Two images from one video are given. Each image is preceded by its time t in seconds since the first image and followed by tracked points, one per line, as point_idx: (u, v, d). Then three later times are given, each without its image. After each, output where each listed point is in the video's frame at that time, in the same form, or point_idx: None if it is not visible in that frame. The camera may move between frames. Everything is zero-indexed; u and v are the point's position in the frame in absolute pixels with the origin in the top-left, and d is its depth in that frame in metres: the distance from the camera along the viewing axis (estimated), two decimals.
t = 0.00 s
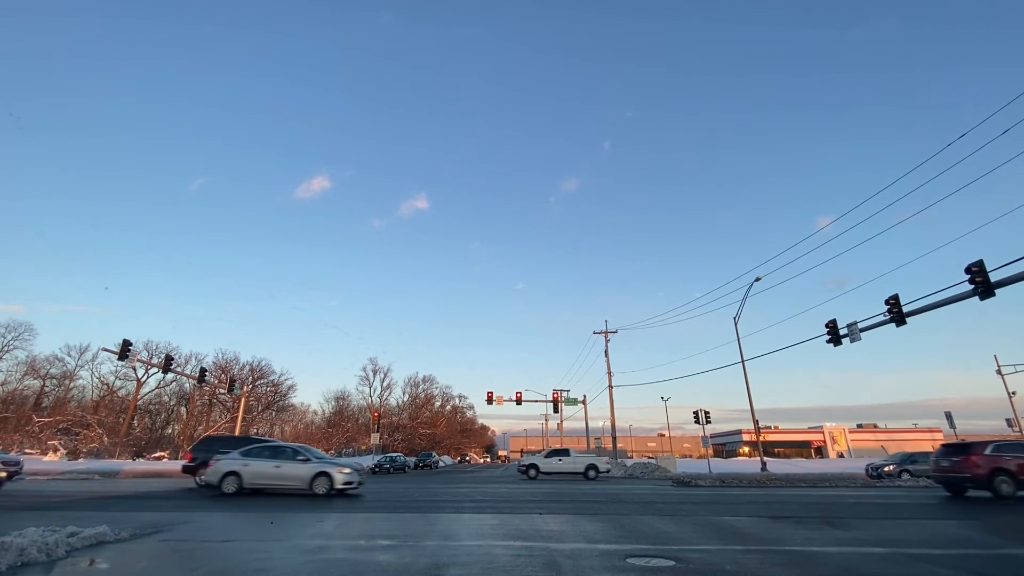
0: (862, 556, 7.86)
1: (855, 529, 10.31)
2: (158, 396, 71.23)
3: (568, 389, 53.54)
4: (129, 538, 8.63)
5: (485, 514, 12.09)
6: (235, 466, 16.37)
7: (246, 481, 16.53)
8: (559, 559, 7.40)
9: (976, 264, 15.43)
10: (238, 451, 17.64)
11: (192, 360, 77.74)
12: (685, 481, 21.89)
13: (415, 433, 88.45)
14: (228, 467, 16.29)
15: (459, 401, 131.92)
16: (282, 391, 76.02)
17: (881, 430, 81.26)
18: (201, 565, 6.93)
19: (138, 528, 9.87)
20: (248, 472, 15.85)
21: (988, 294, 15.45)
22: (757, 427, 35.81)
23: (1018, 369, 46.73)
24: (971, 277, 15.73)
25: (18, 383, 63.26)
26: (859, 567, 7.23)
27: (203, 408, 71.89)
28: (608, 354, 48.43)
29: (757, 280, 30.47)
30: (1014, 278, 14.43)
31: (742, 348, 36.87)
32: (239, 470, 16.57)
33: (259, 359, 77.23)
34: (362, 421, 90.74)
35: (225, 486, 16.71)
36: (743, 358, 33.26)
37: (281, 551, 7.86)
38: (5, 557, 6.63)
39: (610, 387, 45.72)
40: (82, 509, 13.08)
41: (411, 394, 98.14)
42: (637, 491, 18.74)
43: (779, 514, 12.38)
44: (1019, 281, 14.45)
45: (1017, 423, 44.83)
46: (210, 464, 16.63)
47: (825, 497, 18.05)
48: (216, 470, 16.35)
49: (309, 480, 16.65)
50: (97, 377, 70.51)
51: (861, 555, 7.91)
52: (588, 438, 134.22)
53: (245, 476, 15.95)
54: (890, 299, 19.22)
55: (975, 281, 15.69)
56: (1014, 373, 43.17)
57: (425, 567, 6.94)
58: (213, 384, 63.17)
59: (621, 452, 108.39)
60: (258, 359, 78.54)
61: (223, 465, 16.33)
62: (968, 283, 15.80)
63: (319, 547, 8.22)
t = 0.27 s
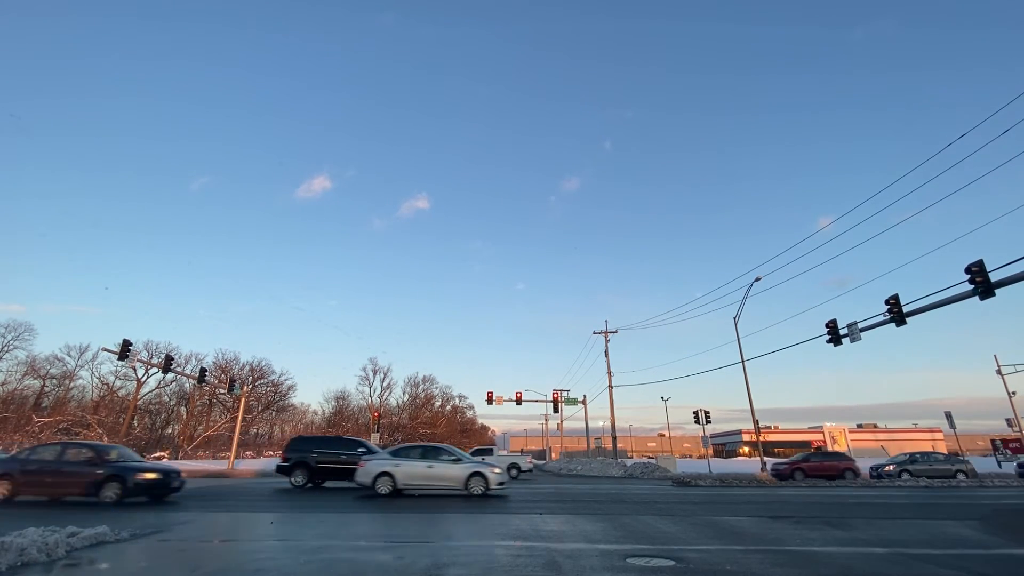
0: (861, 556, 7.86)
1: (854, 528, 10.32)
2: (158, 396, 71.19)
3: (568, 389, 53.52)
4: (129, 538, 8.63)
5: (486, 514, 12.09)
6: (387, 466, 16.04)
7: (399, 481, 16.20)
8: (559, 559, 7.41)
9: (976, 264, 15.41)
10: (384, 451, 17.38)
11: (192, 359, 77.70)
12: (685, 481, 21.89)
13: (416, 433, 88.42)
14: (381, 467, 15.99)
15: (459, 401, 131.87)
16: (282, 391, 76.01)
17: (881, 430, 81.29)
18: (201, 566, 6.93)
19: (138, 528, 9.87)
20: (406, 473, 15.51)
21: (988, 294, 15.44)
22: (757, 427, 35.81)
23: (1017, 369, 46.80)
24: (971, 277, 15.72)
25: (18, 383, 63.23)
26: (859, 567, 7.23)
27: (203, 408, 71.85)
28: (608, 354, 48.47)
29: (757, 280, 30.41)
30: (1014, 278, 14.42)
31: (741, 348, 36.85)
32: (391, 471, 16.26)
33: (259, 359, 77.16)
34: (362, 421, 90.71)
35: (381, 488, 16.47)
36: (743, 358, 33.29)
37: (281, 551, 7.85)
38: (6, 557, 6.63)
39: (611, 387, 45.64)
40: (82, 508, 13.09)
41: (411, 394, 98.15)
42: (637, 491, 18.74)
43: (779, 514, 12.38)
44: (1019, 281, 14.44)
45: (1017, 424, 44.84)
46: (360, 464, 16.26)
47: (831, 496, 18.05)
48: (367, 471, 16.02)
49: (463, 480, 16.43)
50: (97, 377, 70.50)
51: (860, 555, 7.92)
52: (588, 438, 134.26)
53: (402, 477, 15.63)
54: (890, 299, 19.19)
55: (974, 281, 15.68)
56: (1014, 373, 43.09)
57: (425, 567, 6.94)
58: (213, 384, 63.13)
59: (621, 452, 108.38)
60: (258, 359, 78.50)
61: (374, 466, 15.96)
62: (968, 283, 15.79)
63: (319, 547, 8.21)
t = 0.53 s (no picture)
0: (862, 556, 7.86)
1: (854, 528, 10.33)
2: (158, 396, 71.22)
3: (568, 389, 53.53)
4: (129, 538, 8.63)
5: (487, 514, 12.10)
6: (541, 467, 16.28)
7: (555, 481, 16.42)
8: (559, 559, 7.41)
9: (976, 264, 15.41)
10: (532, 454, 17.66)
11: (192, 359, 77.71)
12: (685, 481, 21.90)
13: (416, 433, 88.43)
14: (535, 468, 16.24)
15: (459, 401, 131.45)
16: (282, 391, 76.06)
17: (881, 430, 81.30)
18: (201, 565, 6.93)
19: (138, 528, 9.87)
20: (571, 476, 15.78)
21: (988, 294, 15.44)
22: (757, 427, 35.80)
23: (1016, 369, 46.85)
24: (971, 277, 15.73)
25: (18, 383, 63.27)
26: (858, 567, 7.23)
27: (203, 408, 71.87)
28: (608, 354, 48.51)
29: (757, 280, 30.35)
30: (1014, 278, 14.42)
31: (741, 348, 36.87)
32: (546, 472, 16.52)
33: (259, 359, 77.13)
34: (363, 421, 90.73)
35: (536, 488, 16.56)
36: (743, 358, 33.31)
37: (281, 551, 7.85)
38: (6, 557, 6.63)
39: (611, 387, 45.62)
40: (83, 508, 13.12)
41: (411, 394, 98.21)
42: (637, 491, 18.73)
43: (779, 514, 12.39)
44: (1019, 281, 14.44)
45: (1017, 424, 44.86)
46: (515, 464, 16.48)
47: (830, 498, 18.05)
48: (524, 472, 16.34)
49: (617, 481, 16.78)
50: (97, 377, 70.50)
51: (861, 555, 7.92)
52: (588, 438, 134.32)
53: (557, 475, 15.84)
54: (890, 299, 19.19)
55: (974, 281, 15.69)
56: (1014, 372, 43.13)
57: (425, 567, 6.95)
58: (213, 384, 63.16)
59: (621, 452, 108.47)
60: (258, 359, 78.52)
61: (530, 466, 16.24)
62: (968, 283, 15.80)
63: (319, 547, 8.23)
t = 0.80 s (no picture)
0: (862, 556, 7.85)
1: (854, 528, 10.32)
2: (158, 396, 71.27)
3: (568, 389, 53.51)
4: (129, 538, 8.64)
5: (488, 514, 12.11)
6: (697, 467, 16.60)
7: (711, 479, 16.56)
8: (559, 559, 7.41)
9: (976, 264, 15.43)
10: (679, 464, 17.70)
11: (192, 359, 77.72)
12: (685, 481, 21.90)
13: (416, 433, 88.46)
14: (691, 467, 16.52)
15: (459, 401, 131.33)
16: (282, 391, 76.10)
17: (881, 430, 81.34)
18: (202, 565, 6.93)
19: (138, 528, 9.88)
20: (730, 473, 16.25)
21: (988, 294, 15.44)
22: (757, 427, 35.81)
23: (1016, 369, 46.92)
24: (971, 277, 15.73)
25: (18, 383, 63.27)
26: (859, 567, 7.23)
27: (203, 408, 71.91)
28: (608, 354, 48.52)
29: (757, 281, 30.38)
30: (1013, 278, 14.43)
31: (741, 348, 36.85)
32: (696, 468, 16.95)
33: (259, 359, 77.13)
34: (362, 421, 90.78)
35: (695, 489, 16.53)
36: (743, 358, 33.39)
37: (281, 551, 7.85)
38: (6, 557, 6.63)
39: (611, 387, 45.66)
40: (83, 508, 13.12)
41: (411, 394, 98.29)
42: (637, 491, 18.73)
43: (779, 514, 12.38)
44: (1019, 281, 14.44)
45: (1017, 424, 44.86)
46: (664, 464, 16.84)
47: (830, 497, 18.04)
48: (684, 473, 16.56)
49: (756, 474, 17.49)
50: (97, 377, 70.51)
51: (861, 555, 7.92)
52: (588, 438, 134.38)
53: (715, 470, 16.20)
54: (890, 299, 19.20)
55: (974, 281, 15.69)
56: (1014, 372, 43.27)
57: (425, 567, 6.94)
58: (213, 384, 63.22)
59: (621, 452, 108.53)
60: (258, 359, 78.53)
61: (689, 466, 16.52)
62: (968, 283, 15.79)
63: (319, 547, 8.21)
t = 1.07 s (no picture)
0: (863, 556, 7.84)
1: (855, 529, 10.31)
2: (158, 396, 71.29)
3: (568, 389, 53.54)
4: (128, 538, 8.63)
5: (488, 515, 12.04)
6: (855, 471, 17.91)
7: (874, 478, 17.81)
8: (559, 559, 7.40)
9: (976, 264, 15.44)
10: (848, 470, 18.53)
11: (192, 359, 77.70)
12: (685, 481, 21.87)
13: (416, 433, 88.44)
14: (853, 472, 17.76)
15: (459, 401, 131.22)
16: (282, 391, 76.10)
17: (881, 430, 81.34)
18: (202, 565, 6.93)
19: (138, 528, 9.87)
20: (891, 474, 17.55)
21: (988, 294, 15.44)
22: (757, 427, 35.79)
23: (1016, 369, 47.12)
24: (971, 277, 15.72)
25: (18, 383, 63.27)
26: (859, 567, 7.22)
27: (203, 408, 71.91)
28: (608, 354, 48.52)
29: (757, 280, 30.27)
30: (1013, 278, 14.43)
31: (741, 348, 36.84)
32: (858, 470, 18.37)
33: (259, 359, 77.12)
34: (362, 421, 90.78)
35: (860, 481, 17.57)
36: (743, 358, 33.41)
37: (280, 551, 7.85)
38: (5, 557, 6.63)
39: (610, 387, 45.52)
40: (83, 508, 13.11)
41: (411, 395, 98.31)
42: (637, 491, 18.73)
43: (780, 514, 12.37)
44: (1019, 281, 14.44)
45: (1017, 424, 44.85)
46: (828, 467, 18.02)
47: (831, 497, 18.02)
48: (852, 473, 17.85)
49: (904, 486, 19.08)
50: (98, 377, 70.51)
51: (861, 555, 7.92)
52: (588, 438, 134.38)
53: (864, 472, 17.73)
54: (890, 299, 19.21)
55: (975, 281, 15.68)
56: (1014, 372, 43.33)
57: (425, 567, 6.94)
58: (213, 384, 63.19)
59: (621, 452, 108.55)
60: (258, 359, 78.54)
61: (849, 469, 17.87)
62: (968, 283, 15.79)
63: (319, 547, 8.21)
